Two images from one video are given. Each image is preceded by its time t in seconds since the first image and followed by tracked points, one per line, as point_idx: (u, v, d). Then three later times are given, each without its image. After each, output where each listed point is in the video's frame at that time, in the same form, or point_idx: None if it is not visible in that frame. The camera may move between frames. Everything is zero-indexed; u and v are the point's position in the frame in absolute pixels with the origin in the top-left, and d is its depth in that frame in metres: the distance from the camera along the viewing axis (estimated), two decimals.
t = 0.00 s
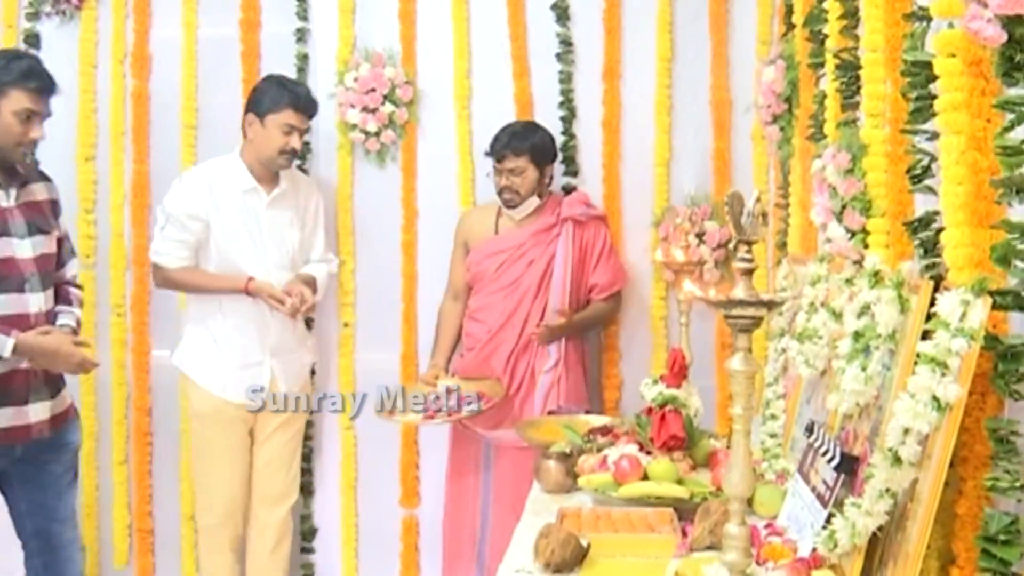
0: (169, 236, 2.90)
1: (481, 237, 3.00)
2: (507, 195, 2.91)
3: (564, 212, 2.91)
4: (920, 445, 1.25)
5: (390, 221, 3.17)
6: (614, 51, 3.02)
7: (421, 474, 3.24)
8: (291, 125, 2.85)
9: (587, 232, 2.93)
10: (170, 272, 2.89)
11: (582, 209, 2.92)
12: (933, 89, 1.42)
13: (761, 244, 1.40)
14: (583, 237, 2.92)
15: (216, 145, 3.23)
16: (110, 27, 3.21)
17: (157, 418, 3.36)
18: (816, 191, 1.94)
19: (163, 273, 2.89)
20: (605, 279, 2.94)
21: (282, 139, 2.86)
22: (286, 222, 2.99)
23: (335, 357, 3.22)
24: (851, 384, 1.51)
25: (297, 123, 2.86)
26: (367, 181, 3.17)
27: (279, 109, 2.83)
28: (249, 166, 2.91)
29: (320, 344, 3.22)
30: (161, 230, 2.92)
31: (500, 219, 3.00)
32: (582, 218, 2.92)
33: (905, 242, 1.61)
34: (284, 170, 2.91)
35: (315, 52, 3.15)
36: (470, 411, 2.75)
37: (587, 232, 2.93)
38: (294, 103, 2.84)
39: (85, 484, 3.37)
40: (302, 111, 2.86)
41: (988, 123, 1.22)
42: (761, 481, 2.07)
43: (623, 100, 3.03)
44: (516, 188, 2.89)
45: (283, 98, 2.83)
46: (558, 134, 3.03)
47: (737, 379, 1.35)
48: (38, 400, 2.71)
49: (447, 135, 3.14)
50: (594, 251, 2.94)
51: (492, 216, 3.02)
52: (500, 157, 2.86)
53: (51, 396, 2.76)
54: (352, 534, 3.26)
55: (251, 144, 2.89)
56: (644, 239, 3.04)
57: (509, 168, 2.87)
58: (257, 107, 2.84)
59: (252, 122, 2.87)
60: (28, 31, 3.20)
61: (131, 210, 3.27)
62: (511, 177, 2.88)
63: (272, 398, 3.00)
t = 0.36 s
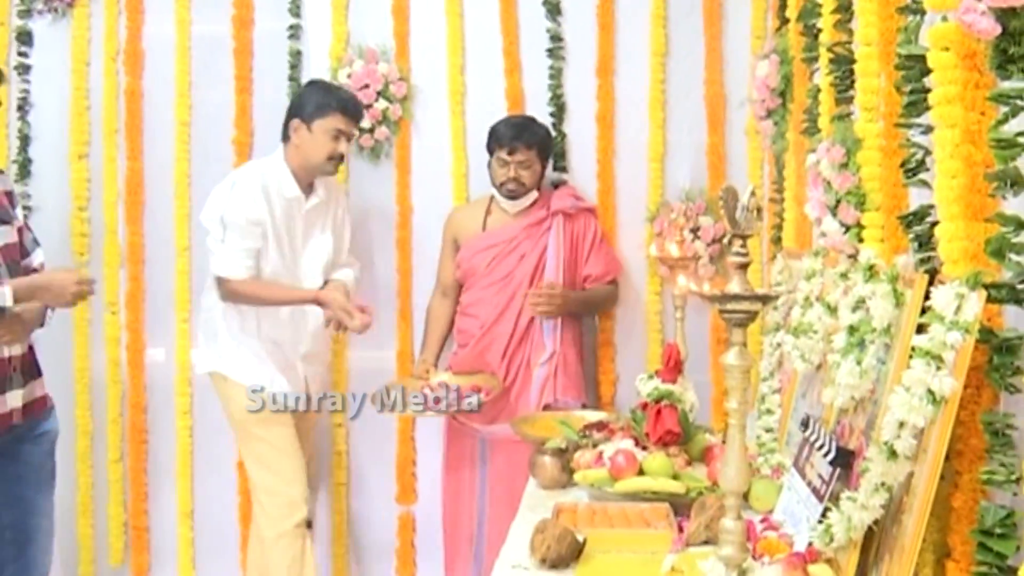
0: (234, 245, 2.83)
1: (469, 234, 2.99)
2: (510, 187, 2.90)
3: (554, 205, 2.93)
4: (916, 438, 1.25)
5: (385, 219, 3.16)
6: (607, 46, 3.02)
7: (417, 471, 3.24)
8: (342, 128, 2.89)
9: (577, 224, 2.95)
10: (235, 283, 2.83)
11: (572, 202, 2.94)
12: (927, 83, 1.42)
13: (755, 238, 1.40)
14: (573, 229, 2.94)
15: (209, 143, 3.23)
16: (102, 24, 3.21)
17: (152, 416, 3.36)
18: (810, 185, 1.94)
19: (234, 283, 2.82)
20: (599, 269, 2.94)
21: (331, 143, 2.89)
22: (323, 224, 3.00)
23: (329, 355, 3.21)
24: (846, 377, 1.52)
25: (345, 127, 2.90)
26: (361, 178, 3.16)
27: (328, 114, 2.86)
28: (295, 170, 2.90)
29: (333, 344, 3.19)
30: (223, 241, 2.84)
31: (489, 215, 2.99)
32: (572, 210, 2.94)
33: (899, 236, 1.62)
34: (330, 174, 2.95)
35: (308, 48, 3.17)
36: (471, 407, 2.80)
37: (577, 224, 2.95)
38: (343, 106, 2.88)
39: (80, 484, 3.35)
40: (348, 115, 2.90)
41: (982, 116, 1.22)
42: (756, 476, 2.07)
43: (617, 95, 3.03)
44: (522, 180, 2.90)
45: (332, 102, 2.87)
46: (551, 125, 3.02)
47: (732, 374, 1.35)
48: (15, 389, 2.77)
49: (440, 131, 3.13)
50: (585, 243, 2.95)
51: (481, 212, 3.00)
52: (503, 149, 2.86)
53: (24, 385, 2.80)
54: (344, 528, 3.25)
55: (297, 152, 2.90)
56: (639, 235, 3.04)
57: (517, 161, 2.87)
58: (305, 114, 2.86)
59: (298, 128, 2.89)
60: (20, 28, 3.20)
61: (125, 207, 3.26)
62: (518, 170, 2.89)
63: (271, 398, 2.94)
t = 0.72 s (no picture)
0: (329, 236, 2.59)
1: (418, 218, 2.95)
2: (465, 170, 2.87)
3: (504, 188, 2.92)
4: (861, 417, 1.27)
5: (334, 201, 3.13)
6: (558, 30, 3.01)
7: (366, 454, 3.22)
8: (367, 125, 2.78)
9: (527, 207, 2.95)
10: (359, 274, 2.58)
11: (522, 184, 2.94)
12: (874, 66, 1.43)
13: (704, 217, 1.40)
14: (524, 211, 2.94)
15: (153, 123, 3.19)
16: (42, 3, 3.16)
17: (96, 403, 3.31)
18: (759, 168, 1.96)
19: (365, 273, 2.56)
20: (545, 253, 2.95)
21: (356, 140, 2.77)
22: (336, 216, 2.92)
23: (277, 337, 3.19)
24: (794, 357, 1.52)
25: (369, 122, 2.78)
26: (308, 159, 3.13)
27: (352, 109, 2.74)
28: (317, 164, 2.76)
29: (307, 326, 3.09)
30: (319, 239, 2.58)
31: (438, 197, 2.96)
32: (522, 193, 2.94)
33: (847, 217, 1.63)
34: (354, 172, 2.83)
35: (255, 29, 3.12)
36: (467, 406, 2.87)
37: (527, 207, 2.95)
38: (366, 101, 2.76)
39: (21, 472, 3.30)
40: (371, 109, 2.79)
41: (928, 98, 1.23)
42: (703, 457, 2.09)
43: (567, 78, 3.03)
44: (476, 163, 2.88)
45: (356, 97, 2.74)
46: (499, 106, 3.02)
47: (682, 354, 1.36)
48: None
49: (388, 113, 3.10)
50: (534, 225, 2.96)
51: (430, 193, 2.97)
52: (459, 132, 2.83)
53: None
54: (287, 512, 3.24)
55: (319, 149, 2.75)
56: (588, 218, 3.05)
57: (472, 143, 2.85)
58: (331, 108, 2.73)
59: (321, 125, 2.75)
60: None
61: (66, 189, 3.21)
62: (473, 153, 2.86)
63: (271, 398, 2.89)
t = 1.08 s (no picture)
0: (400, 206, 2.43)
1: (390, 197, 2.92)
2: (444, 147, 2.86)
3: (477, 166, 2.90)
4: (839, 396, 1.27)
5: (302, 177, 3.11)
6: (531, 6, 2.99)
7: (334, 435, 3.20)
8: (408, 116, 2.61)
9: (499, 186, 2.93)
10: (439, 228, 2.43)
11: (495, 163, 2.93)
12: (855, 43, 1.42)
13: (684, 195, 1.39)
14: (496, 190, 2.92)
15: (118, 96, 3.18)
16: None
17: (59, 379, 3.29)
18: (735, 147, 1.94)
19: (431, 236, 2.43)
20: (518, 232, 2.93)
21: (397, 133, 2.59)
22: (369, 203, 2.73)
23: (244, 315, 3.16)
24: (769, 337, 1.50)
25: (410, 113, 2.61)
26: (277, 135, 3.10)
27: (390, 100, 2.56)
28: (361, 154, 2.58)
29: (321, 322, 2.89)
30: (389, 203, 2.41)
31: (410, 175, 2.93)
32: (495, 171, 2.92)
33: (823, 197, 1.61)
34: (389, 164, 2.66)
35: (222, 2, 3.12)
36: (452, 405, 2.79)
37: (499, 186, 2.93)
38: (405, 91, 2.58)
39: None
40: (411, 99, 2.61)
41: (910, 76, 1.23)
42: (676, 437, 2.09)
43: (541, 55, 3.01)
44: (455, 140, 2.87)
45: (395, 87, 2.56)
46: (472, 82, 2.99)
47: (659, 331, 1.36)
48: None
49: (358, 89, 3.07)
50: (507, 204, 2.94)
51: (403, 172, 2.94)
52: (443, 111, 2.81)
53: None
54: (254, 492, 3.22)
55: (355, 142, 2.59)
56: (561, 197, 3.03)
57: (455, 119, 2.84)
58: (371, 99, 2.55)
59: (359, 116, 2.57)
60: None
61: (29, 161, 3.21)
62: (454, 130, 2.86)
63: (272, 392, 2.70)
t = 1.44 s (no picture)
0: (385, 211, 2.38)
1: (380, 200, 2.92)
2: (438, 148, 2.85)
3: (468, 170, 2.90)
4: (835, 405, 1.26)
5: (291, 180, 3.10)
6: (523, 12, 2.99)
7: (320, 440, 3.18)
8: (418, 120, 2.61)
9: (490, 189, 2.93)
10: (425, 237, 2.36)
11: (485, 167, 2.93)
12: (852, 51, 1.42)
13: (681, 202, 1.39)
14: (486, 194, 2.91)
15: (107, 96, 3.17)
16: None
17: (43, 380, 3.27)
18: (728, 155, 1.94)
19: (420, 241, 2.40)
20: (507, 237, 2.92)
21: (407, 137, 2.59)
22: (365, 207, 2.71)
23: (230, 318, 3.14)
24: (763, 346, 1.51)
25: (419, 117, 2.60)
26: (266, 137, 3.08)
27: (403, 103, 2.56)
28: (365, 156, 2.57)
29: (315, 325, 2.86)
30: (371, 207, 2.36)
31: (400, 177, 2.94)
32: (485, 175, 2.92)
33: (818, 206, 1.62)
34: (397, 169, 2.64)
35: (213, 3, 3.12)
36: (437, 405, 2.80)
37: (490, 190, 2.93)
38: (416, 95, 2.58)
39: None
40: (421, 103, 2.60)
41: (908, 87, 1.23)
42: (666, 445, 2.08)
43: (532, 61, 3.01)
44: (449, 142, 2.86)
45: (408, 91, 2.56)
46: (463, 86, 2.99)
47: (655, 337, 1.35)
48: None
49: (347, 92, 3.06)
50: (496, 208, 2.93)
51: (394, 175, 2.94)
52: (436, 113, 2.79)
53: None
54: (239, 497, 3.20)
55: (363, 146, 2.56)
56: (551, 203, 3.02)
57: (449, 121, 2.82)
58: (380, 101, 2.54)
59: (370, 119, 2.55)
60: None
61: (14, 160, 3.19)
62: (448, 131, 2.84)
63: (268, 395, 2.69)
